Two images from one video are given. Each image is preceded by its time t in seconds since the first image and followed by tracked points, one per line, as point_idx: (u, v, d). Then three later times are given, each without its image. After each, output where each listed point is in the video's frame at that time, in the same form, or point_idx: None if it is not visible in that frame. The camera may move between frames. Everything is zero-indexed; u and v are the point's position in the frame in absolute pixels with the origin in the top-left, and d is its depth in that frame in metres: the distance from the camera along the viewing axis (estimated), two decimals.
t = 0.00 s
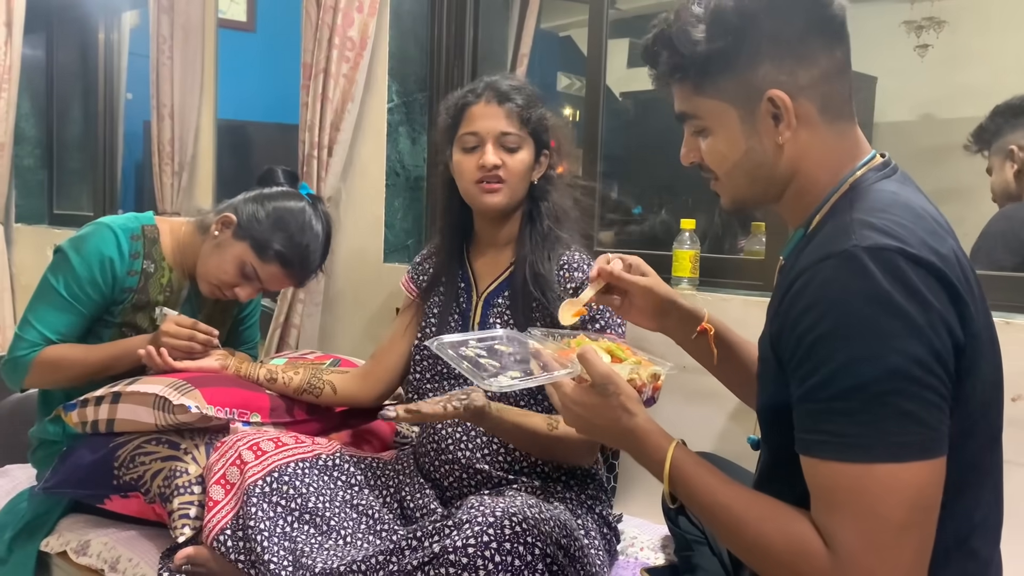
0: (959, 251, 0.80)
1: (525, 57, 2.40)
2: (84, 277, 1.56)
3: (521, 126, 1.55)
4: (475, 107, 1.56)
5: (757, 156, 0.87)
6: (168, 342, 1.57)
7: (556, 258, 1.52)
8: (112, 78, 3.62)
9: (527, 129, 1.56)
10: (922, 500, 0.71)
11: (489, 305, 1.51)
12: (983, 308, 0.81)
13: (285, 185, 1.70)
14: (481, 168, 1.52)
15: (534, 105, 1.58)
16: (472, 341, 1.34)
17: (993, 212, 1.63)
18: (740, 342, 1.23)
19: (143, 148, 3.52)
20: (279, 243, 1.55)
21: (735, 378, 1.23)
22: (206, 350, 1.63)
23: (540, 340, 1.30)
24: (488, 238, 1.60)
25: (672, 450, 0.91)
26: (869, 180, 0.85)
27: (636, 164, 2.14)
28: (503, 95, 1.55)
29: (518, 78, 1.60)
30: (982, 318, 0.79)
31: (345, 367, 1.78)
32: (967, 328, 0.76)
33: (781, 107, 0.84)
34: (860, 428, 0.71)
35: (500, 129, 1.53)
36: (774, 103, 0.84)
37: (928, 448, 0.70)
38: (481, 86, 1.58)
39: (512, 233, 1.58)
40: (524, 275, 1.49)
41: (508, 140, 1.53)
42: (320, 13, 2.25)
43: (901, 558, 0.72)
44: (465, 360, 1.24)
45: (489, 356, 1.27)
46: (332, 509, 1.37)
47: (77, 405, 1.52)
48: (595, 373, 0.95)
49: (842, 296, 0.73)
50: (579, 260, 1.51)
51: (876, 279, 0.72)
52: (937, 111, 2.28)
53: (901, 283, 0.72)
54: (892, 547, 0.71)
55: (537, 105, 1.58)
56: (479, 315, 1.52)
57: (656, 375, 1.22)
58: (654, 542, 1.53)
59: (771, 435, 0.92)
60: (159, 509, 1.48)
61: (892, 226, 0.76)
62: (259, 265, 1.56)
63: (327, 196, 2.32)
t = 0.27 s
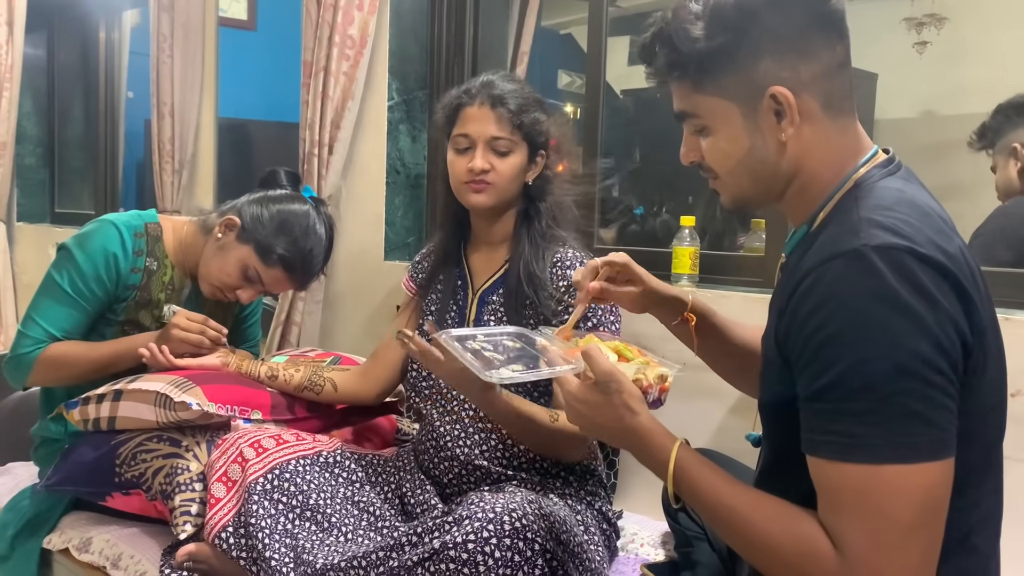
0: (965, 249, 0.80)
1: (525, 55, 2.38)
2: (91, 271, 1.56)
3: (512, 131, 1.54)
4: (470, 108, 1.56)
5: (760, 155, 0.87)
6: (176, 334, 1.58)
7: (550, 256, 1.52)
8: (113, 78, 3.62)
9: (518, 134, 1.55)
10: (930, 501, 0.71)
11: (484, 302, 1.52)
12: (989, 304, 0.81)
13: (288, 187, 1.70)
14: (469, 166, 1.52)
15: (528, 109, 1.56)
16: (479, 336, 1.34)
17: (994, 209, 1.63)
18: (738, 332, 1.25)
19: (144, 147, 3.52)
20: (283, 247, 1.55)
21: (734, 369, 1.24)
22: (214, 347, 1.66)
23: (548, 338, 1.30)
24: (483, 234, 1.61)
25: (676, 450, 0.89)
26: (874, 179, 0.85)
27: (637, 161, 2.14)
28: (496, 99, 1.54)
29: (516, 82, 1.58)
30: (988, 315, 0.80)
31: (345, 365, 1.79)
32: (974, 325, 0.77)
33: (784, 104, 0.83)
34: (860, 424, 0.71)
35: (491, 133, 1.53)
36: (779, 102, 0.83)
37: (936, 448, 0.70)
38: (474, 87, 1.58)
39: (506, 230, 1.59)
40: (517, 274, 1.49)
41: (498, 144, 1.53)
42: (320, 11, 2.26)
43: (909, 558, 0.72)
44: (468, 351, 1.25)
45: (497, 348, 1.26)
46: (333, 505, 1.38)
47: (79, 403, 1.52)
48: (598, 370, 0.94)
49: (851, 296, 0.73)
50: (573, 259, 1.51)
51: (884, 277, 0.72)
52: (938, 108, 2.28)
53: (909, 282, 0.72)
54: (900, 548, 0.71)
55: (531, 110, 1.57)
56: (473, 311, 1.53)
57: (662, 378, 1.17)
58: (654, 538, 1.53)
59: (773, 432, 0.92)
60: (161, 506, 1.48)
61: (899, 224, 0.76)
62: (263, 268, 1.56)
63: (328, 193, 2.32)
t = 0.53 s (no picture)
0: (969, 245, 0.81)
1: (525, 54, 2.38)
2: (88, 270, 1.57)
3: (509, 131, 1.55)
4: (467, 109, 1.56)
5: (762, 160, 0.87)
6: (170, 329, 1.58)
7: (551, 255, 1.52)
8: (115, 77, 3.63)
9: (516, 134, 1.56)
10: (938, 499, 0.71)
11: (486, 299, 1.52)
12: (994, 300, 0.81)
13: (292, 188, 1.70)
14: (467, 171, 1.53)
15: (524, 109, 1.57)
16: (488, 345, 1.38)
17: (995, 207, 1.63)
18: (721, 332, 1.25)
19: (146, 147, 3.53)
20: (285, 247, 1.56)
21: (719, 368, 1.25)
22: (211, 342, 1.66)
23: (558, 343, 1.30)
24: (482, 236, 1.61)
25: (681, 448, 0.89)
26: (876, 176, 0.85)
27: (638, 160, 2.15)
28: (491, 101, 1.54)
29: (513, 82, 1.59)
30: (994, 312, 0.80)
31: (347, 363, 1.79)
32: (981, 321, 0.77)
33: (788, 110, 0.83)
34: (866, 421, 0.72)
35: (489, 135, 1.53)
36: (783, 109, 0.84)
37: (943, 446, 0.71)
38: (470, 88, 1.57)
39: (505, 231, 1.59)
40: (519, 273, 1.49)
41: (496, 145, 1.54)
42: (321, 10, 2.26)
43: (916, 557, 0.72)
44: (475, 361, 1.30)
45: (503, 360, 1.30)
46: (335, 503, 1.38)
47: (82, 401, 1.53)
48: (599, 373, 0.93)
49: (858, 295, 0.73)
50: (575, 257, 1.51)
51: (892, 275, 0.72)
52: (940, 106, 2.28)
53: (916, 278, 0.72)
54: (907, 546, 0.71)
55: (528, 110, 1.57)
56: (474, 312, 1.52)
57: (672, 379, 1.15)
58: (655, 536, 1.53)
59: (775, 429, 0.92)
60: (163, 504, 1.49)
61: (905, 222, 0.77)
62: (265, 268, 1.56)
63: (329, 192, 2.32)
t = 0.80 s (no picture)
0: (971, 234, 0.81)
1: (525, 50, 2.39)
2: (85, 266, 1.57)
3: (510, 129, 1.55)
4: (465, 108, 1.56)
5: (788, 129, 0.83)
6: (172, 323, 1.60)
7: (552, 251, 1.52)
8: (116, 76, 3.63)
9: (516, 132, 1.56)
10: (952, 486, 0.71)
11: (488, 294, 1.52)
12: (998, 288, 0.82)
13: (289, 184, 1.70)
14: (467, 168, 1.53)
15: (525, 107, 1.57)
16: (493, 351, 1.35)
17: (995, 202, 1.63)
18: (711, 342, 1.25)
19: (147, 145, 3.53)
20: (283, 242, 1.56)
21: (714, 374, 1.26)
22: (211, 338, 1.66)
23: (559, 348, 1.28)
24: (484, 234, 1.61)
25: (688, 446, 0.89)
26: (877, 166, 0.85)
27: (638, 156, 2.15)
28: (491, 98, 1.54)
29: (510, 78, 1.59)
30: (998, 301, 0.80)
31: (347, 360, 1.79)
32: (986, 308, 0.77)
33: (815, 77, 0.82)
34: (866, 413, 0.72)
35: (489, 133, 1.53)
36: (813, 72, 0.82)
37: (953, 434, 0.70)
38: (468, 86, 1.57)
39: (507, 227, 1.59)
40: (520, 270, 1.49)
41: (496, 142, 1.54)
42: (320, 8, 2.26)
43: (932, 545, 0.71)
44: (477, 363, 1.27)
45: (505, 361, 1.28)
46: (335, 498, 1.38)
47: (82, 397, 1.54)
48: (601, 374, 0.94)
49: (866, 282, 0.73)
50: (574, 254, 1.51)
51: (899, 260, 0.73)
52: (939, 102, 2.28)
53: (923, 263, 0.72)
54: (922, 535, 0.71)
55: (529, 107, 1.58)
56: (476, 308, 1.52)
57: (678, 379, 1.12)
58: (655, 531, 1.54)
59: (775, 422, 0.92)
60: (164, 500, 1.49)
61: (909, 209, 0.77)
62: (263, 263, 1.57)
63: (330, 189, 2.32)
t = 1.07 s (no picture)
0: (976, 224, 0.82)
1: (520, 44, 2.35)
2: (78, 263, 1.56)
3: (504, 120, 1.54)
4: (458, 102, 1.55)
5: (811, 95, 0.83)
6: (165, 321, 1.59)
7: (548, 246, 1.52)
8: (111, 72, 3.63)
9: (511, 122, 1.55)
10: (971, 471, 0.69)
11: (483, 289, 1.52)
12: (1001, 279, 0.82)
13: (281, 179, 1.70)
14: (467, 160, 1.53)
15: (517, 96, 1.56)
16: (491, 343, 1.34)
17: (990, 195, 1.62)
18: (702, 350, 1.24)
19: (143, 142, 3.53)
20: (277, 238, 1.56)
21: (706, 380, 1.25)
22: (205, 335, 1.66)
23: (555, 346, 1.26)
24: (481, 227, 1.60)
25: (694, 444, 0.87)
26: (879, 157, 0.86)
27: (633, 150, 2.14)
28: (484, 91, 1.54)
29: (498, 70, 1.58)
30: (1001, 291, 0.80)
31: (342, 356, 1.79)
32: (995, 295, 0.77)
33: (835, 53, 0.83)
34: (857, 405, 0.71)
35: (484, 125, 1.53)
36: (836, 50, 0.83)
37: (972, 418, 0.69)
38: (459, 81, 1.57)
39: (503, 222, 1.59)
40: (516, 264, 1.49)
41: (492, 135, 1.54)
42: (314, 3, 2.25)
43: (952, 531, 0.70)
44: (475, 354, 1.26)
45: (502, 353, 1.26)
46: (329, 494, 1.38)
47: (76, 394, 1.53)
48: (600, 375, 0.92)
49: (883, 265, 0.72)
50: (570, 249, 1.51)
51: (918, 242, 0.72)
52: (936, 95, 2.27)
53: (939, 247, 0.72)
54: (942, 520, 0.69)
55: (521, 97, 1.57)
56: (472, 302, 1.52)
57: (679, 374, 1.06)
58: (650, 525, 1.54)
59: (775, 416, 0.92)
60: (159, 496, 1.49)
61: (920, 196, 0.77)
62: (256, 259, 1.56)
63: (324, 185, 2.32)
